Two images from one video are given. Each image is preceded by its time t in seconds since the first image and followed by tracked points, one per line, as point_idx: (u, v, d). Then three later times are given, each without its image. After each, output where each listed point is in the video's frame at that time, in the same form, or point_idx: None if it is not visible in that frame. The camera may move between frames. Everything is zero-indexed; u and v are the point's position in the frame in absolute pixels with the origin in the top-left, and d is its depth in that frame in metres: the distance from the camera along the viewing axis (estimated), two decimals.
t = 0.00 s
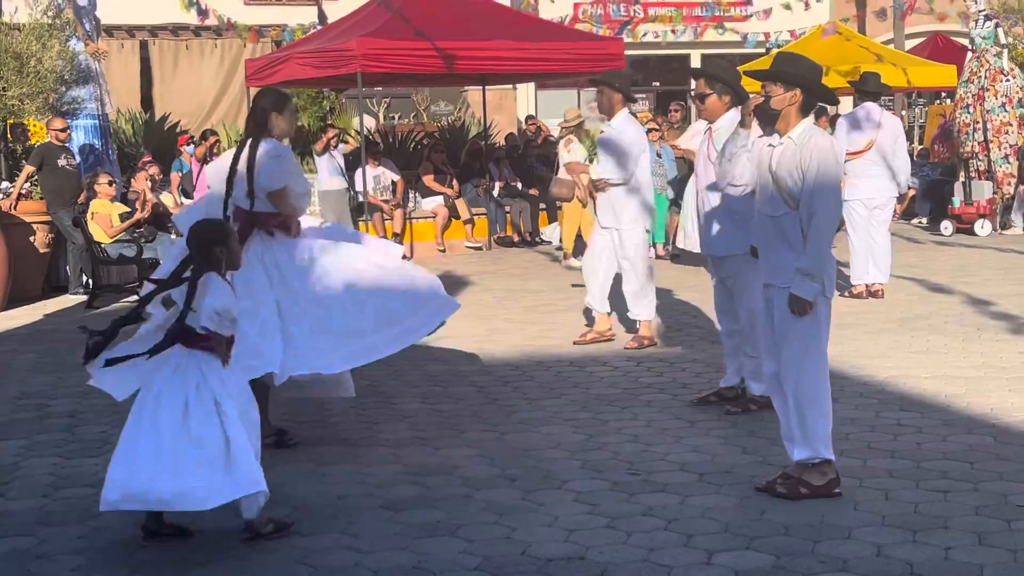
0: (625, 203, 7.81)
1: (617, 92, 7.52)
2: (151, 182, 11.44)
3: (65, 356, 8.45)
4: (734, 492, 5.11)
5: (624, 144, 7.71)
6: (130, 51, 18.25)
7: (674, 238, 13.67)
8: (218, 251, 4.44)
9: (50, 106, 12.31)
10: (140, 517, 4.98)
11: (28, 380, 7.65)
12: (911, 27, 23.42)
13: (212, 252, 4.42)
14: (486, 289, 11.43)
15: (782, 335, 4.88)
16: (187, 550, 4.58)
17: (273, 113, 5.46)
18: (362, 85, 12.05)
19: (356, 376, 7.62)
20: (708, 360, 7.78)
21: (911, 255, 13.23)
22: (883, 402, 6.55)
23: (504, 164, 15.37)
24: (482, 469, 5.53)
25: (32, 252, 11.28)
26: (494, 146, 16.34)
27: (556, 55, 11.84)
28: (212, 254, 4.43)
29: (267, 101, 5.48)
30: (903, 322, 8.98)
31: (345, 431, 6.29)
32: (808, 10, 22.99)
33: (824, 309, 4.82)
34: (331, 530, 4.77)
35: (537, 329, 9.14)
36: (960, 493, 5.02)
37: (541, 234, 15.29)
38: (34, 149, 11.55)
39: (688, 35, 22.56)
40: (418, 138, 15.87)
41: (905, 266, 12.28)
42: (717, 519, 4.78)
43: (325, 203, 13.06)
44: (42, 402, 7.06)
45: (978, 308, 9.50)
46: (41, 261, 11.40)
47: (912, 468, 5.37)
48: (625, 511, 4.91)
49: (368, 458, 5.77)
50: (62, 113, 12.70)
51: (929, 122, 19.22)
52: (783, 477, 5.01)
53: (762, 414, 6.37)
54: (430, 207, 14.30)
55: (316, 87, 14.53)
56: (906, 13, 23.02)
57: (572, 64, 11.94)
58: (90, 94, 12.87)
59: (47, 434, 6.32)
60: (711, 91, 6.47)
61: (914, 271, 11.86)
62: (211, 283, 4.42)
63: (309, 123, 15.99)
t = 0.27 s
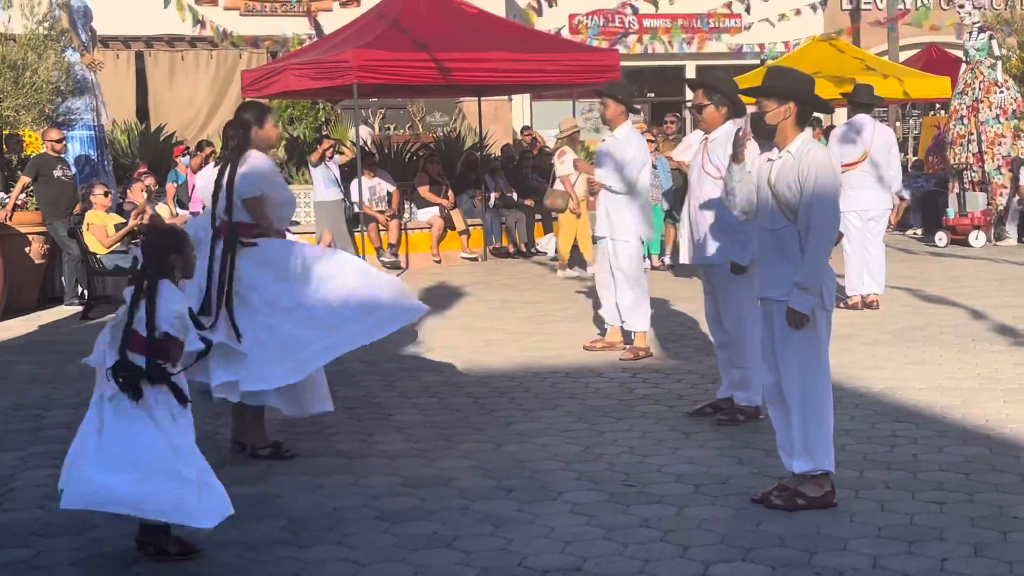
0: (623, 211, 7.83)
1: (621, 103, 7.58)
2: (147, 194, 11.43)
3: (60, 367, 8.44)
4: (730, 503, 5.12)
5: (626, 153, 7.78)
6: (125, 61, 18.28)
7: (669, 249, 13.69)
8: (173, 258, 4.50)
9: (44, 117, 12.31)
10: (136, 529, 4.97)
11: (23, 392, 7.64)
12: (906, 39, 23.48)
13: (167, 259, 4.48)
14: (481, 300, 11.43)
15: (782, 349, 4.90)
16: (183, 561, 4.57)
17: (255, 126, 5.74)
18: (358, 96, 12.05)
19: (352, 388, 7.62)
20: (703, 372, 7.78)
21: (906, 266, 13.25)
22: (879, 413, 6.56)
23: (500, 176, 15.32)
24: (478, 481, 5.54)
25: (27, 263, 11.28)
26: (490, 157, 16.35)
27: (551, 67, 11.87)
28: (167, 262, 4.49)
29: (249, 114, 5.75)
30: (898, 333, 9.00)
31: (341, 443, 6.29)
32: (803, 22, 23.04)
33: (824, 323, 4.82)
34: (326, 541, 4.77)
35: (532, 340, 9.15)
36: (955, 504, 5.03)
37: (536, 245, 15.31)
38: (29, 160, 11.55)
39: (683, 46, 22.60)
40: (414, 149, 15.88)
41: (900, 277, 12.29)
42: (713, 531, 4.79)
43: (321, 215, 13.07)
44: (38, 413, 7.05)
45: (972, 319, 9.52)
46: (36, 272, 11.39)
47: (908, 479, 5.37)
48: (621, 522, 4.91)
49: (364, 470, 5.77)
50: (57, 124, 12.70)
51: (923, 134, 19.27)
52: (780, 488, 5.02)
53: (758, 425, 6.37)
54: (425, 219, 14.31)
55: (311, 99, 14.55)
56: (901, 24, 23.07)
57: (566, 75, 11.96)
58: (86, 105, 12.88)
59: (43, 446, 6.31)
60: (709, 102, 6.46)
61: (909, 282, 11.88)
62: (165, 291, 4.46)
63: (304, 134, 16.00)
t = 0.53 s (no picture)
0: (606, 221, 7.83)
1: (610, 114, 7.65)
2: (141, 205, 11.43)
3: (54, 378, 8.43)
4: (726, 514, 5.12)
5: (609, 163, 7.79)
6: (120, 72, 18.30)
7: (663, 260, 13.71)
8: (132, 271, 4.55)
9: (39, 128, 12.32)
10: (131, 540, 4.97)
11: (17, 403, 7.63)
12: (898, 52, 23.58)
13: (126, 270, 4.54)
14: (475, 311, 11.44)
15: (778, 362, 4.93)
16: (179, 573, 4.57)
17: (241, 139, 5.84)
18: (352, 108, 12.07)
19: (347, 399, 7.62)
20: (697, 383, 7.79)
21: (899, 278, 13.29)
22: (873, 425, 6.58)
23: (495, 187, 15.26)
24: (473, 492, 5.54)
25: (21, 275, 11.27)
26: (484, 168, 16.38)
27: (546, 78, 11.91)
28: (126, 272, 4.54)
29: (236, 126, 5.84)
30: (891, 345, 9.02)
31: (335, 454, 6.29)
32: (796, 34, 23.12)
33: (821, 334, 4.83)
34: (322, 553, 4.77)
35: (526, 352, 9.15)
36: (951, 515, 5.04)
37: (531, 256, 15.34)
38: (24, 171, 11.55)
39: (676, 58, 22.66)
40: (408, 161, 15.90)
41: (893, 289, 12.32)
42: (709, 542, 4.80)
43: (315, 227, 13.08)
44: (31, 425, 7.04)
45: (965, 331, 9.55)
46: (30, 284, 11.38)
47: (903, 490, 5.39)
48: (617, 534, 4.91)
49: (359, 481, 5.77)
50: (51, 135, 12.71)
51: (916, 146, 19.34)
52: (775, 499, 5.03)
53: (753, 437, 6.38)
54: (419, 229, 14.33)
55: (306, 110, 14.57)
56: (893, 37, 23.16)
57: (559, 86, 12.00)
58: (80, 116, 12.88)
59: (37, 457, 6.30)
60: (707, 114, 6.47)
61: (902, 294, 11.91)
62: (118, 304, 4.49)
63: (298, 145, 16.02)
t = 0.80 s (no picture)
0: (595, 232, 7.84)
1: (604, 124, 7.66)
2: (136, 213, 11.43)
3: (49, 386, 8.42)
4: (721, 522, 5.13)
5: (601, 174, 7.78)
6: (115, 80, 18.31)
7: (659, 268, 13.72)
8: (115, 277, 4.56)
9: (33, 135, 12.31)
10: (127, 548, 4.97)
11: (12, 411, 7.62)
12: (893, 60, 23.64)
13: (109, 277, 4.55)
14: (470, 319, 11.44)
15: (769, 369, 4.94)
16: None
17: (236, 146, 5.83)
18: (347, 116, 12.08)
19: (342, 407, 7.62)
20: (692, 391, 7.80)
21: (893, 286, 13.31)
22: (867, 433, 6.58)
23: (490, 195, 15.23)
24: (469, 500, 5.54)
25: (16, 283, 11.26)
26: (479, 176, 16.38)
27: (540, 87, 11.94)
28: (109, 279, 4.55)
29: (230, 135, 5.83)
30: (886, 353, 9.03)
31: (331, 462, 6.29)
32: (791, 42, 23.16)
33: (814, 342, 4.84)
34: (317, 561, 4.77)
35: (522, 360, 9.16)
36: (946, 523, 5.05)
37: (525, 264, 15.35)
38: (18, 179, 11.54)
39: (671, 66, 22.70)
40: (403, 169, 15.91)
41: (888, 297, 12.34)
42: (704, 550, 4.80)
43: (309, 234, 13.09)
44: (27, 433, 7.03)
45: (958, 339, 9.57)
46: (25, 291, 11.37)
47: (898, 498, 5.40)
48: (613, 542, 4.92)
49: (354, 489, 5.77)
50: (47, 143, 12.70)
51: (910, 154, 19.39)
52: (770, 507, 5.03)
53: (748, 446, 6.39)
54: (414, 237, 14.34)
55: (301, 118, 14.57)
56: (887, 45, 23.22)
57: (553, 94, 12.02)
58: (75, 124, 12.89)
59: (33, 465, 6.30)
60: (699, 123, 6.48)
61: (896, 302, 11.93)
62: (97, 313, 4.51)
63: (293, 153, 16.02)
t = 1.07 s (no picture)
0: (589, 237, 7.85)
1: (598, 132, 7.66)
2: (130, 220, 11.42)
3: (42, 394, 8.40)
4: (716, 530, 5.12)
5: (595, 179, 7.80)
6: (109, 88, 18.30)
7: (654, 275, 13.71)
8: (106, 284, 4.52)
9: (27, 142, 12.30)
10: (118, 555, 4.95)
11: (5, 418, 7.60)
12: (887, 69, 23.68)
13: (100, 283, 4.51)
14: (464, 327, 11.43)
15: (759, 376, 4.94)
16: None
17: (232, 153, 5.82)
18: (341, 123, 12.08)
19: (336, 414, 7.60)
20: (687, 399, 7.79)
21: (887, 294, 13.31)
22: (862, 440, 6.58)
23: (485, 203, 15.29)
24: (462, 507, 5.53)
25: (9, 290, 11.24)
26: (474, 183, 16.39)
27: (535, 95, 11.94)
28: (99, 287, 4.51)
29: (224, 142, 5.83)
30: (880, 361, 9.03)
31: (324, 469, 6.27)
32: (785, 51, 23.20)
33: (804, 351, 4.84)
34: (310, 568, 4.75)
35: (516, 367, 9.14)
36: (940, 530, 5.04)
37: (520, 272, 15.34)
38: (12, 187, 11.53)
39: (666, 73, 22.73)
40: (398, 176, 15.91)
41: (883, 305, 12.34)
42: (698, 557, 4.79)
43: (303, 241, 13.07)
44: (19, 440, 7.01)
45: (953, 346, 9.56)
46: (18, 299, 11.35)
47: (892, 506, 5.39)
48: (606, 549, 4.91)
49: (348, 496, 5.75)
50: (41, 150, 12.68)
51: (905, 163, 19.42)
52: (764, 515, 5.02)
53: (742, 453, 6.38)
54: (409, 245, 14.32)
55: (296, 125, 14.57)
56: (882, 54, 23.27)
57: (548, 102, 12.03)
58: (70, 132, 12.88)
59: (25, 472, 6.28)
60: (688, 132, 6.50)
61: (890, 310, 11.93)
62: (93, 322, 4.48)
63: (288, 160, 16.01)
